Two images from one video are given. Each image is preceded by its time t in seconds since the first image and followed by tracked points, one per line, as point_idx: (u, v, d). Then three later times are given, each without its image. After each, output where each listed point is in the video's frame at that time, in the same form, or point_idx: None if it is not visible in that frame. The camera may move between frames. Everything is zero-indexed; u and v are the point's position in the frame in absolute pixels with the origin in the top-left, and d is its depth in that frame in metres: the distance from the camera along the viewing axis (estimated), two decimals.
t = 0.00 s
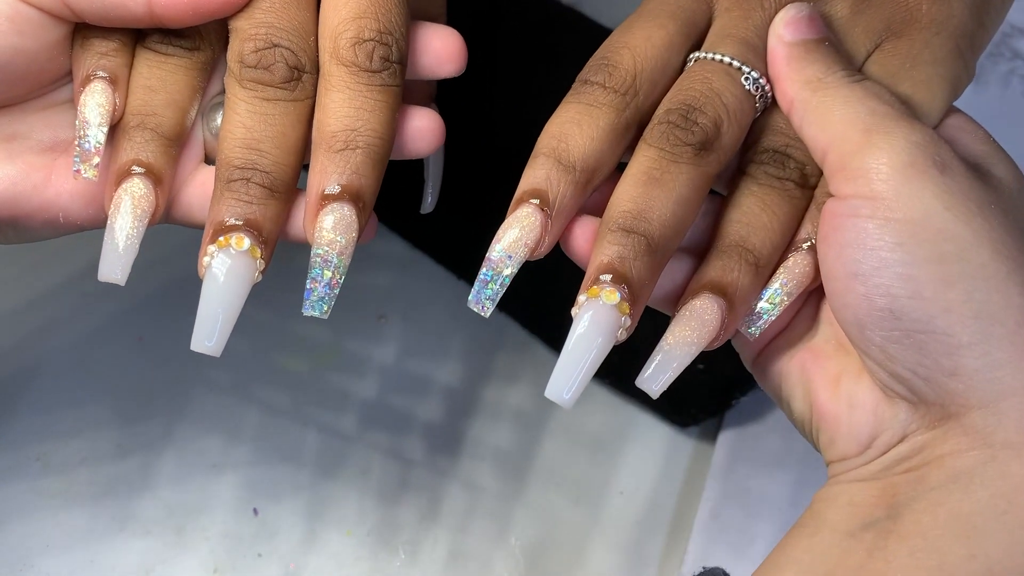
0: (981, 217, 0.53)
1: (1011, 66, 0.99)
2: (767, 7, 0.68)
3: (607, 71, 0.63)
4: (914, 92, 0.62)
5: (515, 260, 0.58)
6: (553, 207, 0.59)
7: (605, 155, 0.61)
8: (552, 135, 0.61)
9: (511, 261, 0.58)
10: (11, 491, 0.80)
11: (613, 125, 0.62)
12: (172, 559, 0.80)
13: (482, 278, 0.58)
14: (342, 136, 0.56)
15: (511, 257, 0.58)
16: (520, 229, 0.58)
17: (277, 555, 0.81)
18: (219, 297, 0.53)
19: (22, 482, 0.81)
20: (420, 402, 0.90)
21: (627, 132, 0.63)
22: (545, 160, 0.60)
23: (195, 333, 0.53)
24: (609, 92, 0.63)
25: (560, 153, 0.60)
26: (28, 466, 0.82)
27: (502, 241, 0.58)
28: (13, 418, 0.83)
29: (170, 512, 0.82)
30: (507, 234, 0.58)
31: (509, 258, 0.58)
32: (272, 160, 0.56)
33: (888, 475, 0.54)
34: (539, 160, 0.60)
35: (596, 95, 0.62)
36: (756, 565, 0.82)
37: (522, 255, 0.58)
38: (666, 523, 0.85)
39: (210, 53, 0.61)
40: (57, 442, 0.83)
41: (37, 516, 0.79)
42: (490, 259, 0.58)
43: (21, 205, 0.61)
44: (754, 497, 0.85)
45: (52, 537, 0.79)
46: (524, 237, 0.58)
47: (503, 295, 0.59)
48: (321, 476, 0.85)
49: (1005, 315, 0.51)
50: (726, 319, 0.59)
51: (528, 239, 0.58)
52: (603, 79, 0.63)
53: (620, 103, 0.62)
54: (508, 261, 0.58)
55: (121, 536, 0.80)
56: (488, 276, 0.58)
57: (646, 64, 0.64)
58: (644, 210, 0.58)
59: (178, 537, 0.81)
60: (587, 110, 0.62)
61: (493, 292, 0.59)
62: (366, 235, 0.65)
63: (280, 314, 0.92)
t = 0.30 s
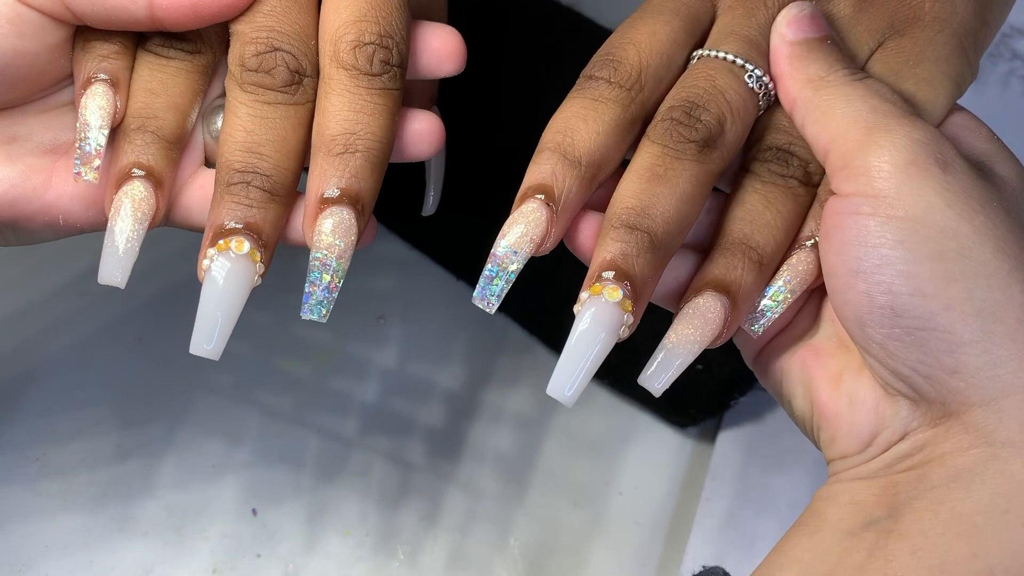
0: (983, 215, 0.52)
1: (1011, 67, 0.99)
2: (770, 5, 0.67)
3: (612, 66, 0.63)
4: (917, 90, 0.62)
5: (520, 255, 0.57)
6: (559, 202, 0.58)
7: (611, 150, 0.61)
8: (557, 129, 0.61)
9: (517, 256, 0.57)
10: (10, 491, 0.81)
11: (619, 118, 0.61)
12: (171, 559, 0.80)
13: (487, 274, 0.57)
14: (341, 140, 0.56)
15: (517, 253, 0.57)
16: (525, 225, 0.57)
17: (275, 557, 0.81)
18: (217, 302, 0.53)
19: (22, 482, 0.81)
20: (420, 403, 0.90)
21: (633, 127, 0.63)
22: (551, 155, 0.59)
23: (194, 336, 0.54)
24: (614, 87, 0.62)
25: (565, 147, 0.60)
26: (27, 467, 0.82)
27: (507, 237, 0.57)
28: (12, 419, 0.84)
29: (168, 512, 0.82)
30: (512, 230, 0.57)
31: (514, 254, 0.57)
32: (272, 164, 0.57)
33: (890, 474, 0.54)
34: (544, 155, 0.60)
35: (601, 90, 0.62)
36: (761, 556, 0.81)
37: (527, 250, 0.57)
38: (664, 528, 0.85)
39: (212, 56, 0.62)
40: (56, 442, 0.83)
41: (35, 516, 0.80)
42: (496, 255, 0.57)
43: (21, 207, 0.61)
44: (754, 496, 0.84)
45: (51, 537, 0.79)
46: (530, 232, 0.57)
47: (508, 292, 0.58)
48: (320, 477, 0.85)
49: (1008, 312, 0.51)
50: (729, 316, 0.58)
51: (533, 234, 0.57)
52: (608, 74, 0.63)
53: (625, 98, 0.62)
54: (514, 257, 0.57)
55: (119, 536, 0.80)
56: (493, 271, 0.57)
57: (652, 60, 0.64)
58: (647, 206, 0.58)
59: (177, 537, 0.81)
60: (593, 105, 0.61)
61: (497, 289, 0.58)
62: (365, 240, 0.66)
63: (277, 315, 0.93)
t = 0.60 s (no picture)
0: (989, 215, 0.52)
1: (1012, 66, 0.99)
2: (777, 9, 0.68)
3: (622, 66, 0.63)
4: (923, 91, 0.62)
5: (530, 255, 0.57)
6: (570, 202, 0.58)
7: (621, 150, 0.61)
8: (567, 128, 0.60)
9: (526, 256, 0.57)
10: (11, 491, 0.81)
11: (629, 117, 0.61)
12: (172, 560, 0.80)
13: (497, 274, 0.57)
14: (345, 142, 0.56)
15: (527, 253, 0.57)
16: (536, 224, 0.57)
17: (276, 558, 0.81)
18: (222, 304, 0.53)
19: (23, 482, 0.81)
20: (423, 404, 0.90)
21: (642, 127, 0.62)
22: (561, 154, 0.59)
23: (199, 338, 0.53)
24: (623, 87, 0.62)
25: (575, 146, 0.59)
26: (28, 467, 0.82)
27: (517, 237, 0.57)
28: (12, 420, 0.84)
29: (169, 512, 0.82)
30: (522, 231, 0.57)
31: (524, 254, 0.57)
32: (278, 167, 0.57)
33: (896, 475, 0.54)
34: (554, 154, 0.59)
35: (611, 89, 0.62)
36: (764, 556, 0.82)
37: (537, 250, 0.57)
38: (666, 527, 0.85)
39: (218, 59, 0.62)
40: (57, 443, 0.83)
41: (37, 516, 0.80)
42: (505, 255, 0.57)
43: (25, 209, 0.61)
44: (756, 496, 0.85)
45: (52, 536, 0.79)
46: (540, 232, 0.57)
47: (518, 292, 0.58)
48: (322, 478, 0.85)
49: (1014, 312, 0.51)
50: (738, 318, 0.58)
51: (543, 234, 0.57)
52: (618, 74, 0.63)
53: (635, 98, 0.62)
54: (524, 256, 0.57)
55: (120, 536, 0.80)
56: (503, 270, 0.57)
57: (661, 60, 0.64)
58: (656, 207, 0.58)
59: (178, 538, 0.81)
60: (603, 104, 0.61)
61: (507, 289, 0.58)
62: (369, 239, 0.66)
63: (280, 316, 0.93)
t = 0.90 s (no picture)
0: (990, 215, 0.52)
1: (1012, 66, 0.99)
2: (780, 12, 0.68)
3: (628, 67, 0.63)
4: (926, 94, 0.62)
5: (538, 256, 0.57)
6: (579, 200, 0.58)
7: (628, 151, 0.61)
8: (574, 128, 0.60)
9: (534, 257, 0.57)
10: (11, 490, 0.81)
11: (636, 117, 0.61)
12: (172, 559, 0.80)
13: (504, 275, 0.58)
14: (347, 142, 0.56)
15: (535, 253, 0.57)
16: (544, 224, 0.57)
17: (276, 558, 0.81)
18: (224, 306, 0.53)
19: (23, 482, 0.81)
20: (424, 404, 0.90)
21: (649, 128, 0.63)
22: (567, 153, 0.59)
23: (201, 339, 0.54)
24: (630, 87, 0.62)
25: (582, 146, 0.59)
26: (28, 467, 0.82)
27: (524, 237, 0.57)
28: (13, 420, 0.84)
29: (169, 512, 0.82)
30: (530, 231, 0.57)
31: (533, 254, 0.57)
32: (281, 168, 0.57)
33: (898, 475, 0.54)
34: (561, 153, 0.59)
35: (617, 89, 0.62)
36: (766, 559, 0.82)
37: (546, 250, 0.57)
38: (667, 526, 0.85)
39: (221, 61, 0.62)
40: (57, 442, 0.83)
41: (37, 516, 0.80)
42: (514, 257, 0.57)
43: (28, 210, 0.61)
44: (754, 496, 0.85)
45: (52, 536, 0.80)
46: (548, 233, 0.57)
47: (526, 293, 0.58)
48: (323, 477, 0.86)
49: (1015, 313, 0.51)
50: (742, 319, 0.58)
51: (551, 235, 0.57)
52: (624, 74, 0.63)
53: (641, 98, 0.62)
54: (531, 257, 0.57)
55: (120, 536, 0.81)
56: (511, 271, 0.57)
57: (666, 61, 0.64)
58: (661, 207, 0.58)
59: (178, 538, 0.81)
60: (609, 104, 0.61)
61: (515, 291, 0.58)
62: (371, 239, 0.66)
63: (281, 317, 0.93)
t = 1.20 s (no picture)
0: (987, 218, 0.52)
1: (1012, 67, 0.99)
2: (781, 14, 0.68)
3: (631, 68, 0.63)
4: (926, 97, 0.62)
5: (543, 256, 0.58)
6: (583, 201, 0.58)
7: (632, 152, 0.61)
8: (578, 128, 0.61)
9: (538, 257, 0.57)
10: (11, 491, 0.81)
11: (640, 118, 0.61)
12: (171, 559, 0.80)
13: (509, 274, 0.58)
14: (347, 144, 0.56)
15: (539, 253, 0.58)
16: (547, 226, 0.57)
17: (275, 558, 0.82)
18: (226, 306, 0.53)
19: (24, 482, 0.82)
20: (424, 404, 0.91)
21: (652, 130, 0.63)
22: (571, 154, 0.59)
23: (201, 342, 0.54)
24: (634, 88, 0.62)
25: (586, 146, 0.60)
26: (28, 467, 0.82)
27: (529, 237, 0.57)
28: (14, 419, 0.84)
29: (169, 512, 0.83)
30: (534, 231, 0.57)
31: (537, 255, 0.58)
32: (283, 171, 0.57)
33: (895, 478, 0.54)
34: (565, 154, 0.59)
35: (621, 90, 0.62)
36: (766, 560, 0.83)
37: (550, 250, 0.57)
38: (666, 526, 0.86)
39: (224, 63, 0.62)
40: (57, 443, 0.84)
41: (37, 516, 0.80)
42: (518, 257, 0.58)
43: (31, 212, 0.62)
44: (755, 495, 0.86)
45: (52, 536, 0.80)
46: (552, 234, 0.58)
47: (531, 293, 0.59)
48: (323, 478, 0.86)
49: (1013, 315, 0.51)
50: (743, 322, 0.59)
51: (556, 235, 0.57)
52: (628, 75, 0.63)
53: (645, 99, 0.62)
54: (536, 257, 0.57)
55: (120, 536, 0.81)
56: (515, 272, 0.58)
57: (670, 62, 0.64)
58: (664, 208, 0.58)
59: (178, 538, 0.81)
60: (614, 105, 0.61)
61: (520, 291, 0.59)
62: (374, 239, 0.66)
63: (281, 317, 0.93)
